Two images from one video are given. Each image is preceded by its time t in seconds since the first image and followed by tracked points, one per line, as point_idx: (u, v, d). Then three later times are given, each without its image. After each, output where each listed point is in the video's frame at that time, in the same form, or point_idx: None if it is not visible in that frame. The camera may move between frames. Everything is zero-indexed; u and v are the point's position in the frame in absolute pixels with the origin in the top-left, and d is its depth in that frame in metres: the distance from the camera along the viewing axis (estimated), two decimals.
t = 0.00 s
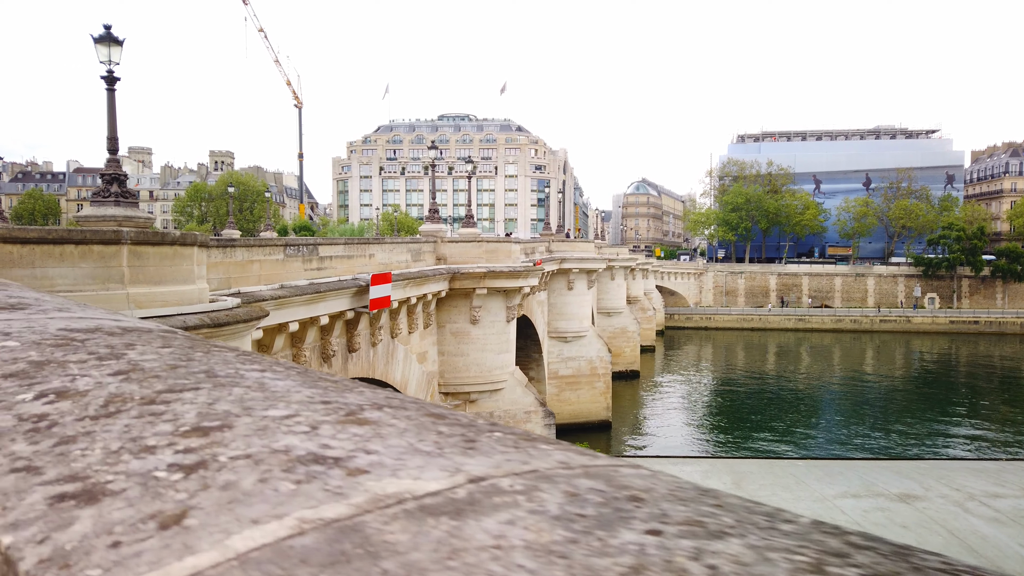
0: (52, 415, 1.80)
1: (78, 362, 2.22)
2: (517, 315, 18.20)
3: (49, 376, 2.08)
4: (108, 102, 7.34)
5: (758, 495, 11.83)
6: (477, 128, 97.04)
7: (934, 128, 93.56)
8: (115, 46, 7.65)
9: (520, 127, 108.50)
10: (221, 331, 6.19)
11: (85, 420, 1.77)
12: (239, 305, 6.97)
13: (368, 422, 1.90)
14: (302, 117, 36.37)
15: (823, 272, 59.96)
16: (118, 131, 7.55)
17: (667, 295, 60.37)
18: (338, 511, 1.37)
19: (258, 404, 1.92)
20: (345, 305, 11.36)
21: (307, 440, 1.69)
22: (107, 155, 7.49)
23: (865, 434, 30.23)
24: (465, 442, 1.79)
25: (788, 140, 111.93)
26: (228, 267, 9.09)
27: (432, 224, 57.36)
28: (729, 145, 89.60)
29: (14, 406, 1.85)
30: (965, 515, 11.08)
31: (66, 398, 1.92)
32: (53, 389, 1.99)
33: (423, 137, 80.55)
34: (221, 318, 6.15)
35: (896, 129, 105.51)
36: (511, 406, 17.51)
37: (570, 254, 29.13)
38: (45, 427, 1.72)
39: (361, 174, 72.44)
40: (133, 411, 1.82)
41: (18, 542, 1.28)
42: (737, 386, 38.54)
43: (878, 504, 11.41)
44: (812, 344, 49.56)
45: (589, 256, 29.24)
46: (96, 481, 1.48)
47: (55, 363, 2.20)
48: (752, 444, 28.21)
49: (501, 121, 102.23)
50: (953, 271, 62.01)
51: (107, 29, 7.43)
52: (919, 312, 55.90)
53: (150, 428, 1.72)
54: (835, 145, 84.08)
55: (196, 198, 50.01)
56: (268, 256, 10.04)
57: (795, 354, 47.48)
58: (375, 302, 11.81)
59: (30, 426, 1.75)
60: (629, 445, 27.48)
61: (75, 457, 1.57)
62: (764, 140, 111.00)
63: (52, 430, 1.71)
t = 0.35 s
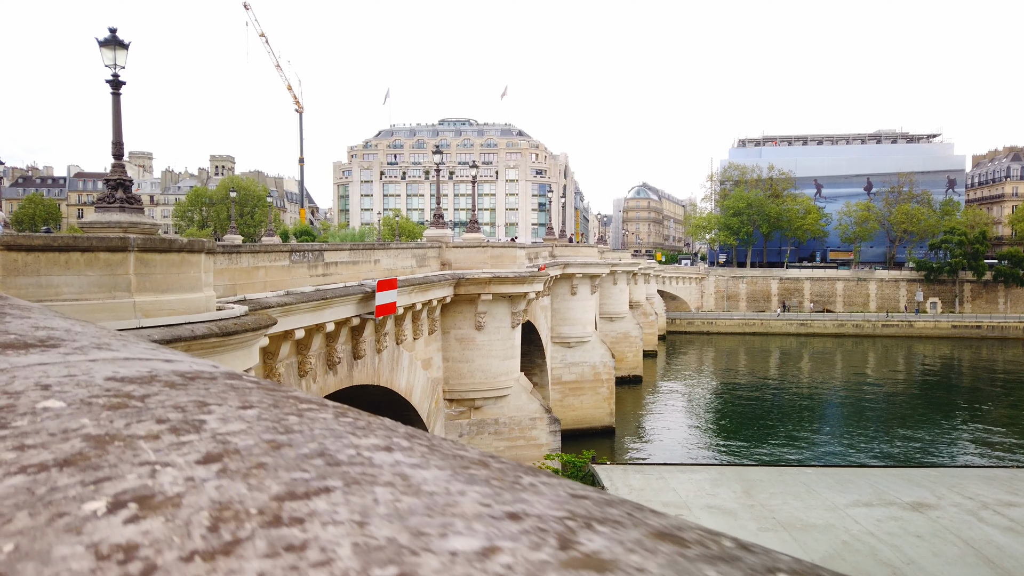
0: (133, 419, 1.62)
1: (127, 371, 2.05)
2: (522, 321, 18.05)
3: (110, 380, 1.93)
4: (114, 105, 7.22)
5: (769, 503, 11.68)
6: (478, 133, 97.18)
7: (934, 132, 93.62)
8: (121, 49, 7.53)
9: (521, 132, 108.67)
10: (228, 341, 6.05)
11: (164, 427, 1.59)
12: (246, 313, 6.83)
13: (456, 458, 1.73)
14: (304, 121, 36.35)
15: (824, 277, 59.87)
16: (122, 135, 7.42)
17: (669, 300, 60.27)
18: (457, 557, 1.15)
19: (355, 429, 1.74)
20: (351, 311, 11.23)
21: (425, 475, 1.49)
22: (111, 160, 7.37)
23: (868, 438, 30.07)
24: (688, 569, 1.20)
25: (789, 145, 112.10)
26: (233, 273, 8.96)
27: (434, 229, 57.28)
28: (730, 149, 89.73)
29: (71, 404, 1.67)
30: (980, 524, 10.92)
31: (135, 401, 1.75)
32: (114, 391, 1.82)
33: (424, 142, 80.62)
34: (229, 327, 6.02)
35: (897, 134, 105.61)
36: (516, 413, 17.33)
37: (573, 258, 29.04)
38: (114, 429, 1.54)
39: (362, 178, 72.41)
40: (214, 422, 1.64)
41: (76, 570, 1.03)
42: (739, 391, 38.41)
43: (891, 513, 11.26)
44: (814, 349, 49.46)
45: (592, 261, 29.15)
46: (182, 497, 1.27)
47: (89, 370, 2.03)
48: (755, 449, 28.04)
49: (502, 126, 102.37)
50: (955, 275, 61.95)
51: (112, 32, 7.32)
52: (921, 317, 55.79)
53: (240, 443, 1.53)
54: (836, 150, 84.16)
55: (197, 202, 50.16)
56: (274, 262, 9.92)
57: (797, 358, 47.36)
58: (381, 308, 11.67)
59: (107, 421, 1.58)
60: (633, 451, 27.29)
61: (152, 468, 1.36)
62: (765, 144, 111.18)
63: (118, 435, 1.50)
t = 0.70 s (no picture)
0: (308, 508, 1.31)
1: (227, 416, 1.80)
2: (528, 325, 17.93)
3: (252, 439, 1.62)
4: (121, 108, 7.10)
5: (781, 511, 11.52)
6: (479, 137, 97.24)
7: (935, 136, 93.46)
8: (128, 51, 7.42)
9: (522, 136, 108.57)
10: (239, 348, 5.94)
11: (330, 514, 1.30)
12: (257, 319, 6.70)
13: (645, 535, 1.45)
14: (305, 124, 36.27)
15: (826, 281, 59.75)
16: (130, 138, 7.31)
17: (670, 304, 60.13)
18: None
19: (575, 517, 1.42)
20: (358, 317, 11.10)
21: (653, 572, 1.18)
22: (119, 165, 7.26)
23: (871, 443, 29.96)
24: None
25: (790, 149, 112.01)
26: (241, 279, 8.84)
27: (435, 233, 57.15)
28: (732, 153, 89.67)
29: (187, 472, 1.41)
30: (994, 533, 10.79)
31: (267, 468, 1.47)
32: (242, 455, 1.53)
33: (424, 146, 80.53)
34: (239, 334, 5.91)
35: (899, 138, 105.57)
36: (522, 419, 17.17)
37: (577, 263, 28.93)
38: (264, 522, 1.26)
39: (363, 183, 72.35)
40: (387, 508, 1.34)
41: None
42: (741, 396, 38.28)
43: (904, 521, 11.12)
44: (816, 353, 49.33)
45: (596, 265, 29.02)
46: None
47: (170, 405, 1.81)
48: (758, 454, 27.92)
49: (503, 130, 102.46)
50: (957, 279, 61.83)
51: (119, 34, 7.20)
52: (924, 321, 55.64)
53: (443, 544, 1.22)
54: (838, 154, 84.12)
55: (197, 207, 50.24)
56: (281, 267, 9.80)
57: (799, 363, 47.19)
58: (389, 313, 11.57)
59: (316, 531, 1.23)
60: (636, 456, 27.16)
61: None
62: (767, 148, 111.08)
63: (274, 533, 1.22)
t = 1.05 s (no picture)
0: None
1: (360, 479, 1.66)
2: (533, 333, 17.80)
3: (437, 517, 1.49)
4: (129, 117, 7.00)
5: (793, 523, 11.39)
6: (480, 143, 97.17)
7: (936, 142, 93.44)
8: (137, 59, 7.32)
9: (522, 141, 108.47)
10: (251, 362, 5.82)
11: None
12: (268, 332, 6.57)
13: None
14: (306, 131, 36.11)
15: (828, 287, 59.57)
16: (138, 147, 7.20)
17: (672, 310, 59.92)
18: None
19: None
20: (365, 326, 10.98)
21: None
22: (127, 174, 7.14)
23: (873, 451, 29.85)
24: None
25: (791, 155, 112.04)
26: (249, 288, 8.72)
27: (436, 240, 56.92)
28: (733, 160, 89.59)
29: None
30: (1010, 546, 10.65)
31: None
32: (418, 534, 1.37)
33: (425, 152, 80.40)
34: (252, 348, 5.78)
35: (901, 144, 105.52)
36: (527, 428, 17.02)
37: (580, 270, 28.79)
38: None
39: (364, 188, 72.17)
40: None
41: None
42: (743, 403, 38.15)
43: (919, 534, 10.98)
44: (818, 360, 49.10)
45: (600, 272, 28.92)
46: None
47: (277, 458, 1.68)
48: (759, 462, 27.79)
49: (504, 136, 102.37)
50: (959, 285, 61.64)
51: (129, 42, 7.11)
52: (926, 328, 55.45)
53: None
54: (839, 160, 84.04)
55: (198, 212, 50.15)
56: (289, 276, 9.68)
57: (802, 369, 46.99)
58: (396, 322, 11.46)
59: None
60: (639, 465, 26.98)
61: None
62: (767, 154, 111.10)
63: None
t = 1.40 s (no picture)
0: None
1: None
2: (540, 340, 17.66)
3: None
4: (137, 121, 6.86)
5: (807, 533, 11.21)
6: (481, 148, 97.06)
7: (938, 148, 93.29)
8: (145, 63, 7.19)
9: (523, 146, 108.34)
10: (264, 373, 5.67)
11: None
12: (280, 341, 6.43)
13: None
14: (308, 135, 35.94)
15: (830, 292, 59.35)
16: (145, 153, 7.06)
17: (674, 316, 59.63)
18: None
19: None
20: (373, 333, 10.84)
21: None
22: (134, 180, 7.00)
23: (876, 457, 29.68)
24: None
25: (793, 160, 111.94)
26: (257, 296, 8.58)
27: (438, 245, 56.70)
28: (734, 165, 89.48)
29: None
30: None
31: None
32: None
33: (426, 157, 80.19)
34: (264, 359, 5.63)
35: (902, 149, 105.38)
36: (534, 436, 16.86)
37: (584, 275, 28.63)
38: None
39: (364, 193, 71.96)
40: None
41: None
42: (744, 408, 37.98)
43: (935, 545, 10.82)
44: (820, 365, 48.85)
45: (604, 277, 28.75)
46: None
47: (438, 555, 1.49)
48: (762, 468, 27.63)
49: (505, 141, 102.25)
50: (961, 291, 61.37)
51: (137, 45, 6.98)
52: (928, 333, 55.20)
53: None
54: (840, 165, 83.87)
55: (199, 217, 49.97)
56: (297, 283, 9.53)
57: (804, 375, 46.76)
58: (403, 330, 11.33)
59: None
60: (642, 471, 26.80)
61: None
62: (768, 159, 110.99)
63: None
